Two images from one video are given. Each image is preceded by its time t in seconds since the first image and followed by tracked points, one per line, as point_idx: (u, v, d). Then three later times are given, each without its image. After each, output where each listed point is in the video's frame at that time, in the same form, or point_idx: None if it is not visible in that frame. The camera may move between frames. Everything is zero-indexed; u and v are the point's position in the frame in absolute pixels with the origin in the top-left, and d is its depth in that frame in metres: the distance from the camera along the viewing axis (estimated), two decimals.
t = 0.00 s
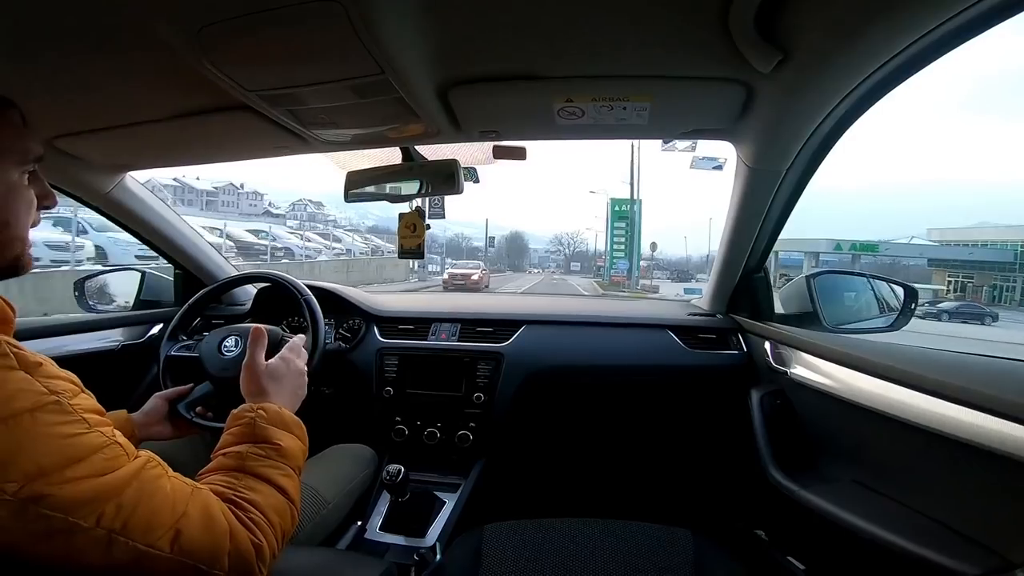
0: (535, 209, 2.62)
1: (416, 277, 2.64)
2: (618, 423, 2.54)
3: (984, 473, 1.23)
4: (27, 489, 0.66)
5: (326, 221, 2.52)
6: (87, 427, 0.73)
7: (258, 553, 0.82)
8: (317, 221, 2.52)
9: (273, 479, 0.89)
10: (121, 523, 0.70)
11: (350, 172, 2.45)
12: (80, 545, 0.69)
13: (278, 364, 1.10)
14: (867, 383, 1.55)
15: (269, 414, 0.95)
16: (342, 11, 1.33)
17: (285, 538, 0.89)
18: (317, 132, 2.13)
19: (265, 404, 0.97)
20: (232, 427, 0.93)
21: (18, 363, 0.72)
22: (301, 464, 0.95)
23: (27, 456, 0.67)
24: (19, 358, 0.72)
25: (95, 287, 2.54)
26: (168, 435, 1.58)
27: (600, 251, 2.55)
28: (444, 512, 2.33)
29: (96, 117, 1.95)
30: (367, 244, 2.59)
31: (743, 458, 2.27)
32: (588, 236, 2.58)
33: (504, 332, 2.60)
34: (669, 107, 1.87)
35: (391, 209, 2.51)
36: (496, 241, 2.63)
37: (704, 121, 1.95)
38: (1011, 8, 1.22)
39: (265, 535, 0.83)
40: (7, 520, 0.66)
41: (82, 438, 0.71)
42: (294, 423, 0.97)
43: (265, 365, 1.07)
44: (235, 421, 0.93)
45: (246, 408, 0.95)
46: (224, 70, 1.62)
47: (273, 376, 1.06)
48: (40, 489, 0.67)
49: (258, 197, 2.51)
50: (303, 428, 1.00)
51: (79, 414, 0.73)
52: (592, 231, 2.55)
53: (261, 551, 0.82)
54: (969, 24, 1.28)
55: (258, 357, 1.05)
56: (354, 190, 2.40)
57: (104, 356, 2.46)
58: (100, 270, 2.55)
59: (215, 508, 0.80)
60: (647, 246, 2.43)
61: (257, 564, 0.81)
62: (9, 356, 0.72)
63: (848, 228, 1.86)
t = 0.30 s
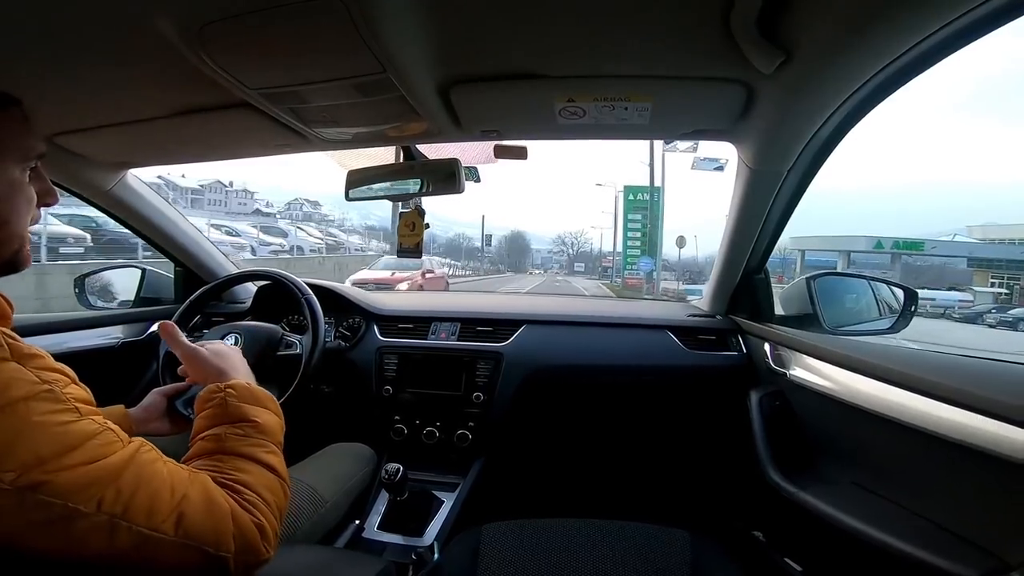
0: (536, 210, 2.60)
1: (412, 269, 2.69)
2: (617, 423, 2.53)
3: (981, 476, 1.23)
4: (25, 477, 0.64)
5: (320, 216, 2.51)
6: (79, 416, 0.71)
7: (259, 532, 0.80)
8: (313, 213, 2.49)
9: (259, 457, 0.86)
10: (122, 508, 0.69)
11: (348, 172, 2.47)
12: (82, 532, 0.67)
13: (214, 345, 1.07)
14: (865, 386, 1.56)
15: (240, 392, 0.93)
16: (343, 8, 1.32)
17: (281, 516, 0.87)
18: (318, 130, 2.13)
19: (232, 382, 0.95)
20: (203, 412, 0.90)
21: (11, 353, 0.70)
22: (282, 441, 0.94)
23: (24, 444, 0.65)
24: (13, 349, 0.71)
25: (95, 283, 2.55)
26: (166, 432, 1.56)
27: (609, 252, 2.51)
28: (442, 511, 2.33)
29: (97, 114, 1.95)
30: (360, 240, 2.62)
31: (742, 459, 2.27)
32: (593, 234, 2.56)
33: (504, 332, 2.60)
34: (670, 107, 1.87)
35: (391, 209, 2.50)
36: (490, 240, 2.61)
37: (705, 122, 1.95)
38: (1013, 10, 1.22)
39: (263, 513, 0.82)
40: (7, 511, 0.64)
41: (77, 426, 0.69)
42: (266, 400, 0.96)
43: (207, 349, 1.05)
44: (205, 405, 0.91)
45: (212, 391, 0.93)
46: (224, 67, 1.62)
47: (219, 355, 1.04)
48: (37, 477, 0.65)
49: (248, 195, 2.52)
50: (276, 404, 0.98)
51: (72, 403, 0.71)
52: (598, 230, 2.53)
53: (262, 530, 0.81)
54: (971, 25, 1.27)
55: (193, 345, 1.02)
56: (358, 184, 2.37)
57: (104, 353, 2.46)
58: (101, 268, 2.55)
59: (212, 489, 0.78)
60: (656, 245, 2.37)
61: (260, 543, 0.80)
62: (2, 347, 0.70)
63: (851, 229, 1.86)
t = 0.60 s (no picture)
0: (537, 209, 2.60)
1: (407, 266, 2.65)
2: (617, 423, 2.54)
3: (980, 477, 1.23)
4: (49, 484, 0.67)
5: (315, 215, 2.51)
6: (97, 420, 0.73)
7: (275, 530, 0.84)
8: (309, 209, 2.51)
9: (287, 456, 0.90)
10: (144, 508, 0.72)
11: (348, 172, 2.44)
12: (106, 532, 0.70)
13: (286, 321, 1.14)
14: (863, 385, 1.56)
15: (280, 384, 0.98)
16: (343, 9, 1.32)
17: (298, 512, 0.91)
18: (318, 131, 2.13)
19: (274, 370, 1.01)
20: (243, 400, 0.95)
21: (25, 361, 0.72)
22: (312, 436, 0.98)
23: (46, 451, 0.67)
24: (26, 356, 0.72)
25: (94, 283, 2.55)
26: (163, 431, 1.52)
27: (614, 251, 2.57)
28: (442, 511, 2.33)
29: (97, 114, 1.95)
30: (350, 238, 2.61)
31: (741, 459, 2.27)
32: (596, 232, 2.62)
33: (503, 332, 2.60)
34: (671, 107, 1.87)
35: (391, 210, 2.50)
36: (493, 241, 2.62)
37: (705, 123, 1.95)
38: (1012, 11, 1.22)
39: (280, 513, 0.86)
40: (32, 514, 0.67)
41: (97, 430, 0.72)
42: (304, 394, 1.00)
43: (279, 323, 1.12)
44: (245, 395, 0.95)
45: (255, 380, 0.98)
46: (225, 67, 1.62)
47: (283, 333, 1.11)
48: (62, 483, 0.67)
49: (235, 192, 2.51)
50: (314, 398, 1.02)
51: (89, 407, 0.74)
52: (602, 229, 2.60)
53: (277, 528, 0.85)
54: (970, 26, 1.27)
55: (270, 314, 1.10)
56: (354, 186, 2.38)
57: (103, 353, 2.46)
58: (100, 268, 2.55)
59: (231, 489, 0.81)
60: (672, 245, 2.43)
61: (274, 541, 0.84)
62: (16, 355, 0.72)
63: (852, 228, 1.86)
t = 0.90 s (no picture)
0: (537, 209, 2.57)
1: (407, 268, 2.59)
2: (617, 423, 2.54)
3: (981, 476, 1.22)
4: (49, 495, 0.68)
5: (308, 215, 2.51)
6: (105, 433, 0.74)
7: (271, 553, 0.85)
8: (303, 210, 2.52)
9: (292, 479, 0.92)
10: (140, 525, 0.73)
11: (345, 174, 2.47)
12: (101, 546, 0.71)
13: (307, 354, 1.15)
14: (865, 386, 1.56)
15: (294, 409, 1.00)
16: (343, 8, 1.32)
17: (298, 536, 0.92)
18: (318, 131, 2.13)
19: (290, 398, 1.02)
20: (258, 420, 0.98)
21: (37, 369, 0.73)
22: (321, 463, 1.00)
23: (49, 462, 0.68)
24: (38, 365, 0.74)
25: (94, 283, 2.55)
26: (162, 430, 1.57)
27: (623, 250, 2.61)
28: (442, 511, 2.33)
29: (97, 114, 1.95)
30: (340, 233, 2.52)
31: (741, 459, 2.27)
32: (600, 233, 2.64)
33: (503, 332, 2.60)
34: (671, 107, 1.87)
35: (390, 209, 2.46)
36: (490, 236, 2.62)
37: (705, 122, 1.95)
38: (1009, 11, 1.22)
39: (278, 536, 0.87)
40: (30, 524, 0.68)
41: (102, 443, 0.73)
42: (317, 419, 1.02)
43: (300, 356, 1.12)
44: (261, 415, 0.98)
45: (272, 403, 1.00)
46: (225, 68, 1.62)
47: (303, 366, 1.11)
48: (61, 495, 0.68)
49: (218, 192, 2.52)
50: (326, 423, 1.04)
51: (98, 419, 0.75)
52: (606, 226, 2.64)
53: (273, 552, 0.86)
54: (967, 26, 1.28)
55: (293, 347, 1.10)
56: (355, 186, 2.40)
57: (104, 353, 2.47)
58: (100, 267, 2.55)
59: (231, 509, 0.83)
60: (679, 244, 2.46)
61: (269, 564, 0.85)
62: (27, 362, 0.73)
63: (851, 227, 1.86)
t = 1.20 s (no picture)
0: (538, 208, 2.55)
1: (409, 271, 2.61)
2: (618, 423, 2.54)
3: (983, 474, 1.23)
4: (49, 496, 0.68)
5: (302, 213, 2.46)
6: (104, 434, 0.75)
7: (272, 553, 0.85)
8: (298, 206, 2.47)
9: (291, 479, 0.93)
10: (142, 526, 0.73)
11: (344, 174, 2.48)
12: (103, 548, 0.71)
13: (302, 355, 1.15)
14: (866, 385, 1.56)
15: (293, 411, 1.00)
16: (342, 10, 1.32)
17: (299, 537, 0.92)
18: (317, 132, 2.13)
19: (288, 399, 1.03)
20: (256, 422, 0.98)
21: (36, 370, 0.74)
22: (320, 463, 1.00)
23: (49, 464, 0.68)
24: (37, 366, 0.74)
25: (94, 285, 2.55)
26: (165, 430, 1.61)
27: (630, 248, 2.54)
28: (443, 511, 2.33)
29: (95, 115, 1.95)
30: (329, 232, 2.50)
31: (741, 458, 2.27)
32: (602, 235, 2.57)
33: (504, 332, 2.60)
34: (670, 106, 1.87)
35: (392, 210, 2.49)
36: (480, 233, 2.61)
37: (704, 121, 1.95)
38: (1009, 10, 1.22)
39: (279, 536, 0.87)
40: (29, 526, 0.67)
41: (102, 444, 0.73)
42: (315, 420, 1.03)
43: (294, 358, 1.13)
44: (259, 417, 0.98)
45: (269, 405, 1.01)
46: (224, 69, 1.62)
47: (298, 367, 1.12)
48: (62, 496, 0.68)
49: (201, 191, 2.50)
50: (324, 425, 1.04)
51: (97, 421, 0.75)
52: (609, 223, 2.57)
53: (275, 552, 0.86)
54: (964, 26, 1.28)
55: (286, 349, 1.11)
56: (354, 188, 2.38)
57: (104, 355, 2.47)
58: (100, 269, 2.55)
59: (231, 510, 0.83)
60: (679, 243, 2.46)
61: (271, 564, 0.85)
62: (26, 363, 0.73)
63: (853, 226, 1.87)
